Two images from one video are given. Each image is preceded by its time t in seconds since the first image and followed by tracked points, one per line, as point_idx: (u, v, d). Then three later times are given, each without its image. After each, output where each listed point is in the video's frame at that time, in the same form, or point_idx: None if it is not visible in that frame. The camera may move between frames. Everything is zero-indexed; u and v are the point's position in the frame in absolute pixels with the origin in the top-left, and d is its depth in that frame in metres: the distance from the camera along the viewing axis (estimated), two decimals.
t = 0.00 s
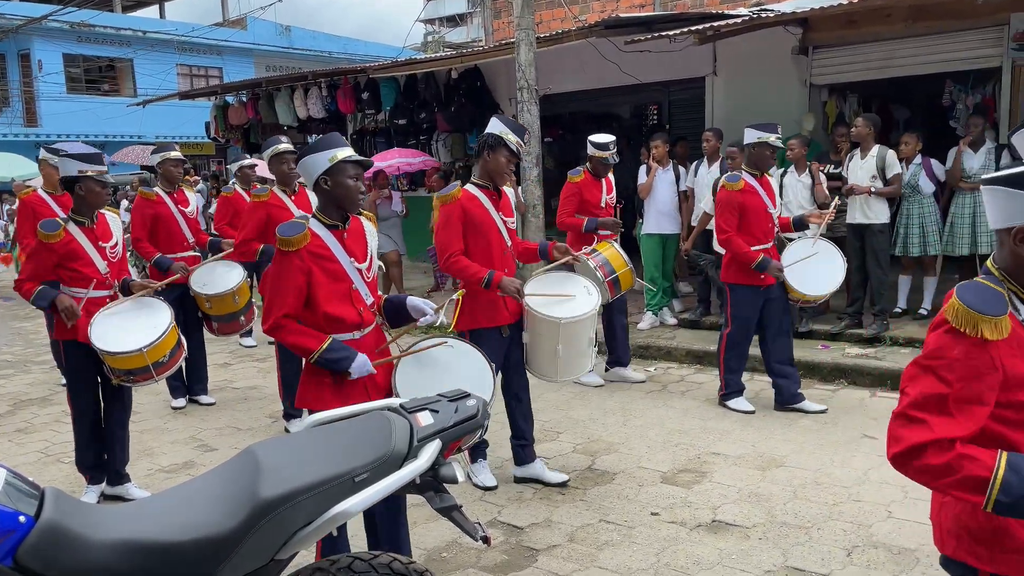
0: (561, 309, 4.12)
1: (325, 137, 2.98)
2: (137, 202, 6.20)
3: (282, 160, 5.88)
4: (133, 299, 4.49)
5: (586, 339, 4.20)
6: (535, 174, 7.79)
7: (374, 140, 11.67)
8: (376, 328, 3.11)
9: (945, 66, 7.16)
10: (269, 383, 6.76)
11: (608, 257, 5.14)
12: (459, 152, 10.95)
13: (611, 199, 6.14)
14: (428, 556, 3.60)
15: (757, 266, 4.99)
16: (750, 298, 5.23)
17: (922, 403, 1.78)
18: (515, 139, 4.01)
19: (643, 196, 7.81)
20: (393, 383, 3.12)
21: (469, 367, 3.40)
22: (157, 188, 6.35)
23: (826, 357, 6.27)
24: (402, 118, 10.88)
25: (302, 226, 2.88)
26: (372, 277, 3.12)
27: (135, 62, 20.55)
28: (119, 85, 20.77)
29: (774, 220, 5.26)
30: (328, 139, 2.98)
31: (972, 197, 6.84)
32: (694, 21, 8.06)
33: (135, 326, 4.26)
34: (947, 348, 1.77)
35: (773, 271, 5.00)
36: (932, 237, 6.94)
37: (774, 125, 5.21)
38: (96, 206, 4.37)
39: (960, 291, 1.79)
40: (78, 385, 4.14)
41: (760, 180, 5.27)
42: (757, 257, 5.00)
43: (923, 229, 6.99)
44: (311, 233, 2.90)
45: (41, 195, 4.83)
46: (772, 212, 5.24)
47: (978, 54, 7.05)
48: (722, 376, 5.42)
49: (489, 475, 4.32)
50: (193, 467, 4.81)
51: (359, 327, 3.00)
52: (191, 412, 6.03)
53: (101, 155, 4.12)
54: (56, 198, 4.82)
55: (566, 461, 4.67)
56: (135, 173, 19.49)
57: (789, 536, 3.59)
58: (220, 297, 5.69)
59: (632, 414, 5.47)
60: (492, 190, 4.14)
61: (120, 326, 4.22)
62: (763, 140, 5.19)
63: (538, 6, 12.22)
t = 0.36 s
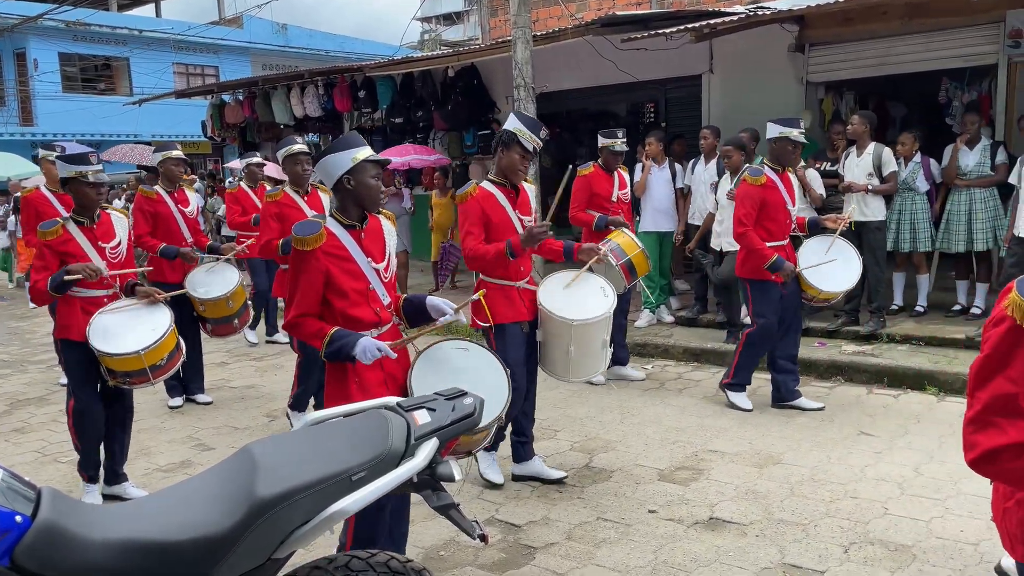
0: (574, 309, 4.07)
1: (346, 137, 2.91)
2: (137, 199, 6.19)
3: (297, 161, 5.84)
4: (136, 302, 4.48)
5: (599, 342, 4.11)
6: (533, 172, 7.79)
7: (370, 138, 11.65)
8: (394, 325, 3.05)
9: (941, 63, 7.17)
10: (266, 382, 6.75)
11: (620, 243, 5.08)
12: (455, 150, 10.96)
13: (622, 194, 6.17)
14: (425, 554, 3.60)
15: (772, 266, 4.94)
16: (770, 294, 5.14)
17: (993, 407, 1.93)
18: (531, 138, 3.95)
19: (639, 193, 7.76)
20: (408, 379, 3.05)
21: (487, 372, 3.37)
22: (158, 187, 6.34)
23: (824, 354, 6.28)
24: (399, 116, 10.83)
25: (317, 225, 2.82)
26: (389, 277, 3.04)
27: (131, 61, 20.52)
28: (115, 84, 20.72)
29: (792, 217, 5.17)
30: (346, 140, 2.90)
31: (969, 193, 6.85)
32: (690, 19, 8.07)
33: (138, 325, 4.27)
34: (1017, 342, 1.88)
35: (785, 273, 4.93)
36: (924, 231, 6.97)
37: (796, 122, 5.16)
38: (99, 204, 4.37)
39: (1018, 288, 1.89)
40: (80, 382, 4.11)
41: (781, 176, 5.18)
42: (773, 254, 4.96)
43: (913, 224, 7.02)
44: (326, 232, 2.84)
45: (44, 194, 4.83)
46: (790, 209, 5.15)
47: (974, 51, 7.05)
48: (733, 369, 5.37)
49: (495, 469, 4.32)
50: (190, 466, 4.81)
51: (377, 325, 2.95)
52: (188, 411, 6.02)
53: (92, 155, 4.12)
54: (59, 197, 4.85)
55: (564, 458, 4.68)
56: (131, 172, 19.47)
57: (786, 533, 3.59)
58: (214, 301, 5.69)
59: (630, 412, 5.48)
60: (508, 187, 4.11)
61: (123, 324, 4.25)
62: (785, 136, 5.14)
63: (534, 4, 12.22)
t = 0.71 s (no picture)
0: (590, 316, 3.88)
1: (356, 133, 2.81)
2: (128, 200, 6.19)
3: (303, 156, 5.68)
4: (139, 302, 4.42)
5: (614, 347, 3.92)
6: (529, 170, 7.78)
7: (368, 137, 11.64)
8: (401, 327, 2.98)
9: (938, 61, 7.17)
10: (263, 381, 6.74)
11: (631, 244, 5.09)
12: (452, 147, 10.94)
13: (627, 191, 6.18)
14: (423, 553, 3.60)
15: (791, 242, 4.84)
16: (777, 294, 5.07)
17: None
18: (541, 130, 3.77)
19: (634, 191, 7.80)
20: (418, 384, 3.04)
21: (497, 371, 3.37)
22: (150, 186, 6.32)
23: (821, 352, 6.28)
24: (396, 114, 10.83)
25: (322, 224, 2.74)
26: (395, 278, 2.97)
27: (127, 60, 20.49)
28: (112, 82, 20.69)
29: (799, 213, 5.11)
30: (355, 136, 2.80)
31: (965, 190, 6.87)
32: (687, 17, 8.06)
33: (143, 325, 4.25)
34: None
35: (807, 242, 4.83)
36: (921, 228, 6.99)
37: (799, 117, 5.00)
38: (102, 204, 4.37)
39: None
40: (81, 384, 4.09)
41: (785, 173, 5.09)
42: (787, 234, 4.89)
43: (911, 228, 7.04)
44: (332, 231, 2.76)
45: (39, 191, 4.81)
46: (797, 206, 5.09)
47: (972, 48, 7.04)
48: (761, 378, 5.22)
49: (542, 487, 4.07)
50: (187, 464, 4.80)
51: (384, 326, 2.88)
52: (185, 410, 6.01)
53: (80, 150, 4.11)
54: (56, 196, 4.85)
55: (561, 456, 4.68)
56: (128, 171, 19.43)
57: (783, 531, 3.59)
58: (215, 297, 5.68)
59: (627, 410, 5.48)
60: (525, 186, 3.95)
61: (126, 325, 4.22)
62: (787, 132, 5.01)
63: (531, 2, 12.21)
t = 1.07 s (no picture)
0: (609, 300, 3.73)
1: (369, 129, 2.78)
2: (126, 197, 6.20)
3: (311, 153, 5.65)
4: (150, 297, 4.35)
5: (642, 332, 3.77)
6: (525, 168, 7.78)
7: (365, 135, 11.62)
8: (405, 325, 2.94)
9: (934, 60, 7.18)
10: (259, 379, 6.74)
11: (637, 244, 5.14)
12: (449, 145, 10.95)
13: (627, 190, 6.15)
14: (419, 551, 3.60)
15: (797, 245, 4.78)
16: (784, 293, 5.06)
17: None
18: (557, 130, 3.66)
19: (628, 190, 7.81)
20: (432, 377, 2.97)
21: (507, 356, 3.30)
22: (147, 184, 6.33)
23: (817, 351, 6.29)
24: (393, 113, 10.81)
25: (327, 220, 2.71)
26: (400, 275, 2.94)
27: (123, 57, 20.44)
28: (108, 80, 20.64)
29: (803, 213, 5.08)
30: (371, 131, 2.78)
31: (961, 189, 6.88)
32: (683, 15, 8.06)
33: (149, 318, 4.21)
34: None
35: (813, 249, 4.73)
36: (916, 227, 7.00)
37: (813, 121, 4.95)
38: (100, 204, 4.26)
39: None
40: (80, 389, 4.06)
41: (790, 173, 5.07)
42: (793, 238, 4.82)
43: (905, 227, 7.07)
44: (337, 227, 2.73)
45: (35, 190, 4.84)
46: (801, 205, 5.05)
47: (967, 48, 7.05)
48: (759, 377, 5.21)
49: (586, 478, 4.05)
50: (183, 463, 4.80)
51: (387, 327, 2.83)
52: (180, 409, 6.00)
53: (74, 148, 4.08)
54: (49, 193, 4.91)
55: (558, 455, 4.68)
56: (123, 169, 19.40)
57: (779, 529, 3.60)
58: (219, 280, 5.66)
59: (623, 409, 5.48)
60: (543, 184, 3.87)
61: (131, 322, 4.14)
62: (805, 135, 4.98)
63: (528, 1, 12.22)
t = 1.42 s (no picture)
0: (634, 316, 3.69)
1: (384, 126, 2.75)
2: (136, 194, 6.15)
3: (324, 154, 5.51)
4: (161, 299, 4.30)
5: (664, 352, 3.69)
6: (520, 167, 7.77)
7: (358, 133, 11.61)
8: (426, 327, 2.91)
9: (928, 62, 7.21)
10: (252, 377, 6.72)
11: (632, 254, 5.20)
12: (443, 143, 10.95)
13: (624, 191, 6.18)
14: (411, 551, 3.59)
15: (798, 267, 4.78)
16: (794, 298, 5.03)
17: None
18: (586, 126, 3.65)
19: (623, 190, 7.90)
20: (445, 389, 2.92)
21: (523, 378, 3.18)
22: (158, 181, 6.30)
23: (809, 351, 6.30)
24: (387, 111, 10.77)
25: (345, 222, 2.70)
26: (422, 277, 2.92)
27: (116, 54, 20.37)
28: (101, 77, 20.56)
29: (825, 214, 5.07)
30: (385, 130, 2.74)
31: (953, 191, 6.91)
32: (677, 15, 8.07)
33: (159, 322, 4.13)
34: None
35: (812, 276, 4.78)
36: (908, 227, 7.04)
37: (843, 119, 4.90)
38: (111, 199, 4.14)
39: None
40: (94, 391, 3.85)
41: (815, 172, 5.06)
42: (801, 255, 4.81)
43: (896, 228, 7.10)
44: (355, 229, 2.72)
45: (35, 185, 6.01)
46: (824, 207, 5.04)
47: (960, 50, 7.09)
48: (755, 374, 5.21)
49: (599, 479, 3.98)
50: (174, 462, 4.79)
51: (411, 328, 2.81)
52: (172, 407, 5.99)
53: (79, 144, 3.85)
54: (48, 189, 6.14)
55: (550, 454, 4.68)
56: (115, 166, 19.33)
57: (770, 529, 3.61)
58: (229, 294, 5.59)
59: (616, 408, 5.49)
60: (570, 181, 3.81)
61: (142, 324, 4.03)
62: (832, 132, 4.87)
63: None
